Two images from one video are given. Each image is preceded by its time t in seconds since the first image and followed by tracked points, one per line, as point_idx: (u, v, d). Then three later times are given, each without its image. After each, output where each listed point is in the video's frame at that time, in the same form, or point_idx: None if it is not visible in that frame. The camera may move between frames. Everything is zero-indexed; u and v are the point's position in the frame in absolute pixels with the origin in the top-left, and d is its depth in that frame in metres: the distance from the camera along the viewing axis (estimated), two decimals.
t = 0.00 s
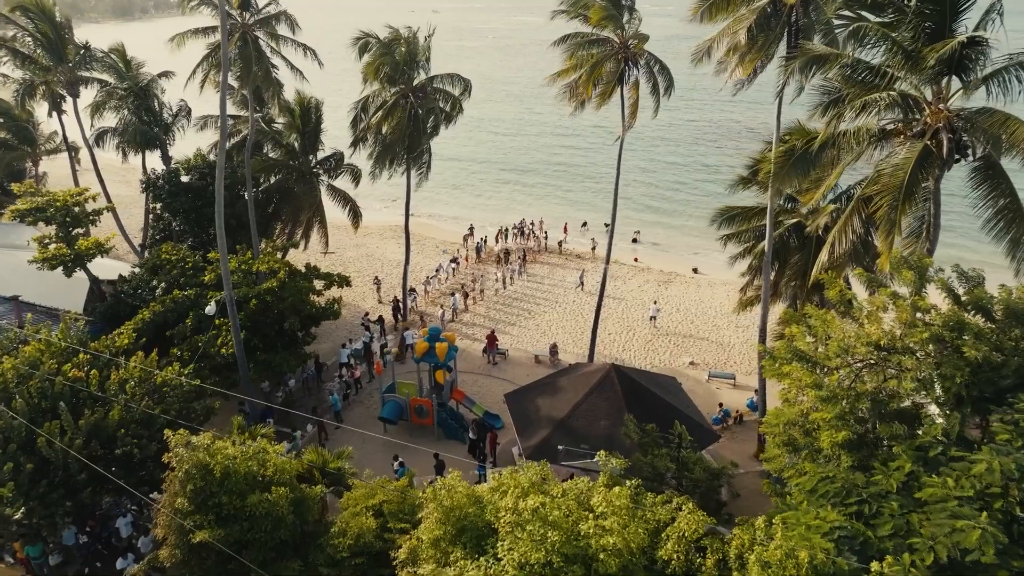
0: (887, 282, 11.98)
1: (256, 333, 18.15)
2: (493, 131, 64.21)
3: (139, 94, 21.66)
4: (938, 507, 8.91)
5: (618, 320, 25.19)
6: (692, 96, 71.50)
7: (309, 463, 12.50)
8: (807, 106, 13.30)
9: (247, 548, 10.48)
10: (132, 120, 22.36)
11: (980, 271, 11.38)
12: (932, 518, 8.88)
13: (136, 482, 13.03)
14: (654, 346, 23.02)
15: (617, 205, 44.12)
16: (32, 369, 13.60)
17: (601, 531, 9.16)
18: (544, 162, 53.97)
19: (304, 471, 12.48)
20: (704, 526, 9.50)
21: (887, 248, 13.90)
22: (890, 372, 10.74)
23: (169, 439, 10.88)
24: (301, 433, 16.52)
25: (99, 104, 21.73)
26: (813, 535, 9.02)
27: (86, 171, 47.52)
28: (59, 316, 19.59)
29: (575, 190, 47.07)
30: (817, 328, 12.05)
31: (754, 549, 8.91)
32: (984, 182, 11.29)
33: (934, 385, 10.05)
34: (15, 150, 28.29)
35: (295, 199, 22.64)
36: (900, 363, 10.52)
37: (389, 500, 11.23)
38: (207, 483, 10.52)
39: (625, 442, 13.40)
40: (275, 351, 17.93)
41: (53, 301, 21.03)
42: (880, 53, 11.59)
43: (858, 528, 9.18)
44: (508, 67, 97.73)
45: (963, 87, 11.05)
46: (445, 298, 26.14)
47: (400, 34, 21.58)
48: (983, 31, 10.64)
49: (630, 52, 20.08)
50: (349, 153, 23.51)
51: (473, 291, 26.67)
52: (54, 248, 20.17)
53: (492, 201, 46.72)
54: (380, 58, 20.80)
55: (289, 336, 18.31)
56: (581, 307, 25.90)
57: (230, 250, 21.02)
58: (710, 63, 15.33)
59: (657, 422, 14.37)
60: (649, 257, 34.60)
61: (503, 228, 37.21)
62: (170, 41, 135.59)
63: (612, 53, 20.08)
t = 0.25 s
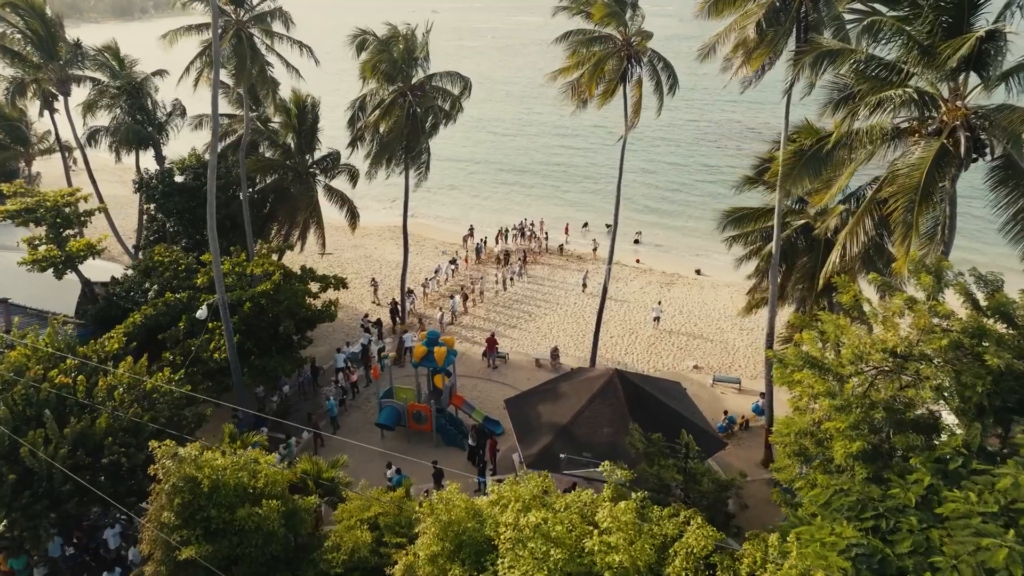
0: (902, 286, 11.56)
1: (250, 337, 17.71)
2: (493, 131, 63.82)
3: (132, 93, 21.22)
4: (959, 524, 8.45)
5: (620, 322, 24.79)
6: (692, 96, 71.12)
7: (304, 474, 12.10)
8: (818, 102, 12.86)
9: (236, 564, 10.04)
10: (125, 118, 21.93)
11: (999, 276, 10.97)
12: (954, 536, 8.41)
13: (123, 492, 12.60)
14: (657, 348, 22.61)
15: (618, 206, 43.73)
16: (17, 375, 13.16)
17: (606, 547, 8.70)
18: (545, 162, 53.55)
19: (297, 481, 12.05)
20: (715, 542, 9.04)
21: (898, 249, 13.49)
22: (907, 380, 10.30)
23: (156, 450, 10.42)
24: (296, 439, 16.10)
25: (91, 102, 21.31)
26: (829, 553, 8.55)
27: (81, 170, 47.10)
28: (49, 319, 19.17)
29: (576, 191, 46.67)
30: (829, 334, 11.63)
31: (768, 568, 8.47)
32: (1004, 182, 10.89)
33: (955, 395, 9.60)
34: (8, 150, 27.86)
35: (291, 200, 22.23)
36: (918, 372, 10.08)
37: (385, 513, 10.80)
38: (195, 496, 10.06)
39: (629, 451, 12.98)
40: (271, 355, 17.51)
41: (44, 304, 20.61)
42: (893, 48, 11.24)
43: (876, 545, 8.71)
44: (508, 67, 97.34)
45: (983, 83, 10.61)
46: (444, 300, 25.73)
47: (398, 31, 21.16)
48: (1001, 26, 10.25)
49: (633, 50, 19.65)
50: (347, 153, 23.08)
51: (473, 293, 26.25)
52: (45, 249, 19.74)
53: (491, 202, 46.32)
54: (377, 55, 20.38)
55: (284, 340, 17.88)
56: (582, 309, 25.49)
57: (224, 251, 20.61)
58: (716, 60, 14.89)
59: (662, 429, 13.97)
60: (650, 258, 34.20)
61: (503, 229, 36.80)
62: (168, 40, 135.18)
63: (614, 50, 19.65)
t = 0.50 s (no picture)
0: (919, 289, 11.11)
1: (244, 339, 17.29)
2: (492, 131, 63.42)
3: (124, 90, 20.80)
4: (984, 539, 7.96)
5: (622, 324, 24.37)
6: (693, 96, 70.72)
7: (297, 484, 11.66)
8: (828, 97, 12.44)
9: None
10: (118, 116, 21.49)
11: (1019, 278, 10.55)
12: (979, 551, 7.93)
13: (111, 501, 12.18)
14: (660, 350, 22.21)
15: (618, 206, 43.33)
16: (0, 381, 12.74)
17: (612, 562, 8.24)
18: (545, 162, 53.14)
19: (289, 491, 11.60)
20: (728, 557, 8.56)
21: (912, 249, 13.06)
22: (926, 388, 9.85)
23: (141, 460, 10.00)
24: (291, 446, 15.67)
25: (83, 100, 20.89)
26: (847, 569, 8.08)
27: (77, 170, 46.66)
28: (39, 321, 18.74)
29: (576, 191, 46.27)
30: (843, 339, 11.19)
31: None
32: None
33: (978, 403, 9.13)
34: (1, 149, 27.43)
35: (287, 200, 21.82)
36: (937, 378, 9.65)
37: (381, 525, 10.35)
38: (180, 508, 9.63)
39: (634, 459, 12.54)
40: (265, 359, 17.08)
41: (35, 306, 20.19)
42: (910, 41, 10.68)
43: (896, 560, 8.23)
44: (507, 67, 96.95)
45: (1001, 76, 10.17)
46: (443, 302, 25.31)
47: (396, 27, 20.74)
48: None
49: (636, 46, 19.22)
50: (344, 152, 22.65)
51: (472, 294, 25.83)
52: (35, 250, 19.33)
53: (492, 202, 45.87)
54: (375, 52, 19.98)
55: (279, 343, 17.45)
56: (584, 311, 25.08)
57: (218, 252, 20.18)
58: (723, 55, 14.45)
59: (669, 436, 13.56)
60: (652, 259, 33.80)
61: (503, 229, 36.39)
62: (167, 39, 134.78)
63: (617, 46, 19.21)
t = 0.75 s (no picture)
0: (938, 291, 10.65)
1: (238, 342, 16.85)
2: (492, 131, 62.97)
3: (116, 87, 20.36)
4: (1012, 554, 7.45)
5: (625, 325, 23.95)
6: (693, 96, 70.29)
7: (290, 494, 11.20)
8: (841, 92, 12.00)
9: None
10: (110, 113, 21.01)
11: None
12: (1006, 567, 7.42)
13: (97, 511, 11.73)
14: (663, 352, 21.78)
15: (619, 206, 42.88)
16: None
17: None
18: (545, 162, 52.69)
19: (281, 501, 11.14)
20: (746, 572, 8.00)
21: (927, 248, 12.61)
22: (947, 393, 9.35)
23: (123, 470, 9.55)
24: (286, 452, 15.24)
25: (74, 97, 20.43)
26: None
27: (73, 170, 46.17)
28: (28, 323, 18.27)
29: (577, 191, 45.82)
30: (858, 342, 10.74)
31: None
32: None
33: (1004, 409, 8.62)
34: None
35: (283, 199, 21.38)
36: (958, 384, 9.22)
37: (376, 537, 9.88)
38: (165, 520, 9.18)
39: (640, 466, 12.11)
40: (259, 362, 16.63)
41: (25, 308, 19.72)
42: (927, 32, 10.25)
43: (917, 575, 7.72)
44: (507, 67, 96.47)
45: None
46: (443, 303, 24.87)
47: (394, 22, 20.36)
48: None
49: (640, 42, 18.78)
50: (341, 150, 22.22)
51: (472, 295, 25.40)
52: (24, 250, 18.87)
53: (492, 202, 45.38)
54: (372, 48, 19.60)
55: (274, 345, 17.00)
56: (585, 312, 24.65)
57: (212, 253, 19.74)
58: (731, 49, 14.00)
59: (674, 442, 13.13)
60: (654, 259, 33.35)
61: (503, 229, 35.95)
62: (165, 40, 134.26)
63: (620, 42, 18.76)
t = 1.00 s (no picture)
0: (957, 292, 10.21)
1: (231, 344, 16.43)
2: (491, 131, 62.54)
3: (108, 84, 19.94)
4: None
5: (627, 326, 23.53)
6: (694, 96, 69.89)
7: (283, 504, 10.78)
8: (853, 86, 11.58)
9: None
10: (102, 111, 20.60)
11: None
12: None
13: (83, 520, 11.32)
14: (666, 354, 21.36)
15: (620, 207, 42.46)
16: None
17: None
18: (545, 162, 52.28)
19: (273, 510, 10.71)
20: None
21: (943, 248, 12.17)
22: (970, 399, 8.87)
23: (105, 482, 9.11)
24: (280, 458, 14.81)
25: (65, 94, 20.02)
26: None
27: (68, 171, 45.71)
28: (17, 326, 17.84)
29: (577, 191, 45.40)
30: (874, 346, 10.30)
31: None
32: None
33: None
34: None
35: (278, 198, 20.97)
36: (981, 390, 8.77)
37: (370, 550, 9.43)
38: (148, 531, 8.75)
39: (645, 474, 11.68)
40: (253, 365, 16.21)
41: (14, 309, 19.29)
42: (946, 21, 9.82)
43: None
44: (506, 67, 96.04)
45: None
46: (442, 304, 24.45)
47: (392, 17, 19.96)
48: None
49: (644, 38, 18.37)
50: (338, 148, 21.80)
51: (471, 296, 24.98)
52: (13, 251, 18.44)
53: (492, 202, 44.95)
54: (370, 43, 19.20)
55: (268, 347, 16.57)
56: (586, 313, 24.23)
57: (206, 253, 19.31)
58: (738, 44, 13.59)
59: (681, 448, 12.71)
60: (655, 260, 32.93)
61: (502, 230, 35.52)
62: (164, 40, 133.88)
63: (623, 38, 18.35)
